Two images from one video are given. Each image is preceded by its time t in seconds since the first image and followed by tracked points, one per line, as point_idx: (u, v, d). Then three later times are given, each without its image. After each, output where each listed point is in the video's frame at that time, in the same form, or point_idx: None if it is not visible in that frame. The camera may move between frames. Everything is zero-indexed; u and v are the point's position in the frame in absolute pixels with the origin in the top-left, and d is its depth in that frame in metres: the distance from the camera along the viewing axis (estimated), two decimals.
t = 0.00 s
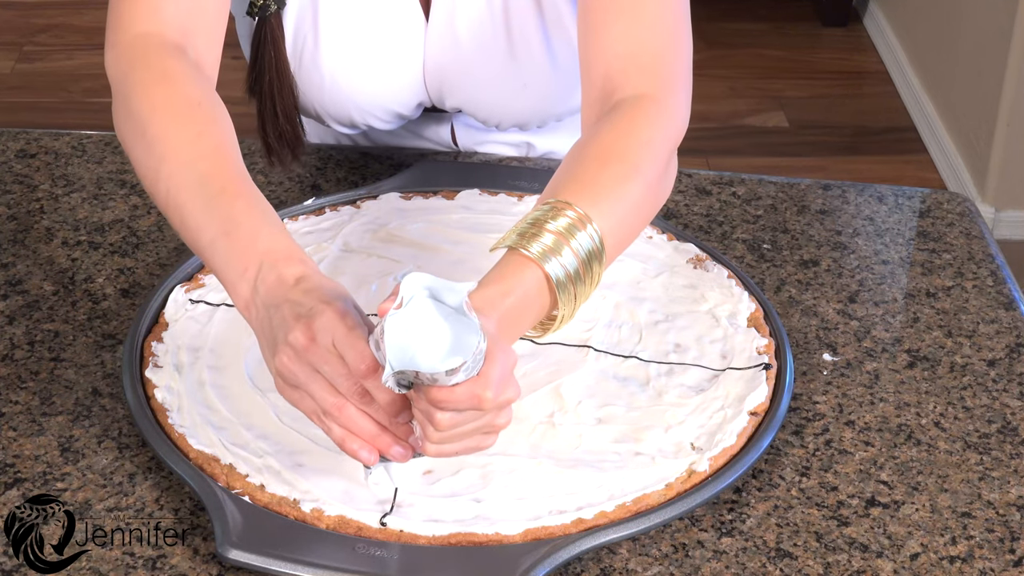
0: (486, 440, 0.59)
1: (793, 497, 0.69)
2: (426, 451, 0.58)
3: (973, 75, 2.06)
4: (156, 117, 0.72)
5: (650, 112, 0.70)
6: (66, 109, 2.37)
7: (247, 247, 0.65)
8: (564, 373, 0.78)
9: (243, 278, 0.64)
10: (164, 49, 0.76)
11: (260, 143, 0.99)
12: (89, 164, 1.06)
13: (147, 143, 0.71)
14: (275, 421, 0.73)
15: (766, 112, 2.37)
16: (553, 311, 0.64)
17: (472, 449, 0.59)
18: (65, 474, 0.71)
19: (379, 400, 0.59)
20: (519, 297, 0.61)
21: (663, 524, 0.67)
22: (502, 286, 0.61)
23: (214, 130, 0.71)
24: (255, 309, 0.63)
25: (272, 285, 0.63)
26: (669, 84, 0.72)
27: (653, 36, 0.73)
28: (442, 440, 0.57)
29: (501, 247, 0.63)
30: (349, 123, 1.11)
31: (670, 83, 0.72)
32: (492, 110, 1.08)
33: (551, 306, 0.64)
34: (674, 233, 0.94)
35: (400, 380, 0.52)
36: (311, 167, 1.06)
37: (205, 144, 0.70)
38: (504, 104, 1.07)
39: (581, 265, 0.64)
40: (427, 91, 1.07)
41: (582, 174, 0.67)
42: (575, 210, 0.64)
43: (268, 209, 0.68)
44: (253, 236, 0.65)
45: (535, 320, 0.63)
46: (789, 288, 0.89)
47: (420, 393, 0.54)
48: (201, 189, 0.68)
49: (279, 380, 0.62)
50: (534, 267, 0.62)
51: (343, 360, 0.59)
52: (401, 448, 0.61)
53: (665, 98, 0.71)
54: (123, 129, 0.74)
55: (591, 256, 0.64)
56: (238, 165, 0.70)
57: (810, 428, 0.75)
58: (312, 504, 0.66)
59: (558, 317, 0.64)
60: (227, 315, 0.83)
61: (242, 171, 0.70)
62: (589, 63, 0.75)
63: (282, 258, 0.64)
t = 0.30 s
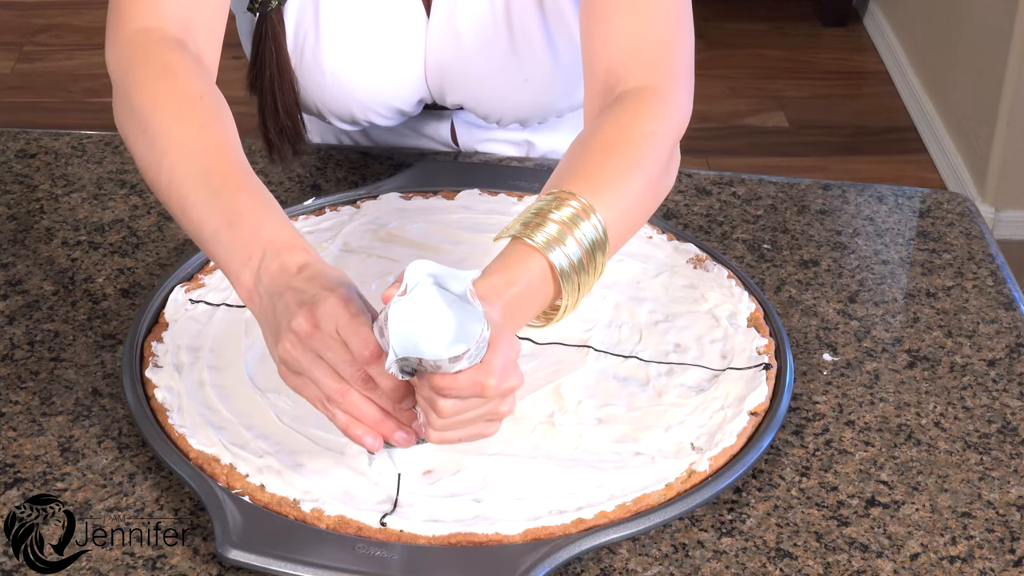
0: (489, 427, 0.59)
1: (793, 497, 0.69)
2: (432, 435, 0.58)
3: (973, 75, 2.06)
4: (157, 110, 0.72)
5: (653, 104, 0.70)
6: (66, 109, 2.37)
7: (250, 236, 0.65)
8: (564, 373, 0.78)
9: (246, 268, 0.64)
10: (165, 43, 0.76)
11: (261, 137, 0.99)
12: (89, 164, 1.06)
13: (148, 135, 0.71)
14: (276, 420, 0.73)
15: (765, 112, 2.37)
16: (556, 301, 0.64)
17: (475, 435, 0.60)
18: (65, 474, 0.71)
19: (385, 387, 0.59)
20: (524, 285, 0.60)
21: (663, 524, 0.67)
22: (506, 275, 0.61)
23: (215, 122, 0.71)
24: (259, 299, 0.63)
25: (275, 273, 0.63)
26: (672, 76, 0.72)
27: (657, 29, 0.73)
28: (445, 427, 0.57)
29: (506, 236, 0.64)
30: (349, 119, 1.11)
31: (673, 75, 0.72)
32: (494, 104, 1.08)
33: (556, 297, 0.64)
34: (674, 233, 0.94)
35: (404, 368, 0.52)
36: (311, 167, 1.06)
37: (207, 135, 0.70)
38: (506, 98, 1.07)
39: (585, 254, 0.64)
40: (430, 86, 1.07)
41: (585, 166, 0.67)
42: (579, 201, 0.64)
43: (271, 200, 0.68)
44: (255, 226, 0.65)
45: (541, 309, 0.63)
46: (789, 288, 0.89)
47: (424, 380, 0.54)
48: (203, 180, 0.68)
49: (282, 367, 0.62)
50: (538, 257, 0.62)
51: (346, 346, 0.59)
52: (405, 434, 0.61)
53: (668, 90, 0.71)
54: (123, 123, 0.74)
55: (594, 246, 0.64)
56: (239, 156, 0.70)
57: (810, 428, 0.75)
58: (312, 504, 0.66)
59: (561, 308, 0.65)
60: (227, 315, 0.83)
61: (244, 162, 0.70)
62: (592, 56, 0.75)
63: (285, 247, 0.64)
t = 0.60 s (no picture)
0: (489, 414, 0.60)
1: (793, 497, 0.69)
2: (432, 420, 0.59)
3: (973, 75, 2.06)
4: (159, 100, 0.72)
5: (656, 95, 0.70)
6: (66, 109, 2.37)
7: (253, 223, 0.65)
8: (563, 373, 0.78)
9: (248, 255, 0.64)
10: (167, 35, 0.76)
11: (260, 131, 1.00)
12: (89, 164, 1.06)
13: (149, 125, 0.71)
14: (276, 420, 0.73)
15: (765, 112, 2.37)
16: (558, 288, 0.64)
17: (477, 421, 0.60)
18: (65, 474, 0.71)
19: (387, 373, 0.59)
20: (527, 271, 0.61)
21: (663, 524, 0.67)
22: (509, 261, 0.61)
23: (216, 112, 0.71)
24: (262, 285, 0.64)
25: (278, 260, 0.63)
26: (675, 68, 0.72)
27: (658, 19, 0.73)
28: (446, 413, 0.58)
29: (509, 224, 0.64)
30: (350, 115, 1.11)
31: (675, 66, 0.72)
32: (497, 101, 1.07)
33: (558, 284, 0.65)
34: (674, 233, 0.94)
35: (405, 354, 0.53)
36: (311, 168, 1.06)
37: (209, 124, 0.70)
38: (509, 93, 1.05)
39: (587, 243, 0.64)
40: (433, 82, 1.06)
41: (588, 155, 0.67)
42: (582, 189, 0.65)
43: (273, 188, 0.68)
44: (258, 213, 0.65)
45: (544, 295, 0.64)
46: (789, 288, 0.89)
47: (425, 366, 0.55)
48: (205, 168, 0.68)
49: (285, 351, 0.62)
50: (541, 245, 0.63)
51: (349, 332, 0.59)
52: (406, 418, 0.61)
53: (669, 81, 0.71)
54: (126, 114, 0.74)
55: (597, 235, 0.65)
56: (240, 146, 0.70)
57: (810, 427, 0.75)
58: (312, 504, 0.66)
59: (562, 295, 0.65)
60: (227, 316, 0.83)
61: (246, 151, 0.70)
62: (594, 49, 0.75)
63: (288, 234, 0.65)
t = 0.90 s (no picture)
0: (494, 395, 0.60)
1: (793, 497, 0.69)
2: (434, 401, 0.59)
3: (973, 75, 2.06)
4: (162, 89, 0.72)
5: (657, 83, 0.70)
6: (66, 109, 2.37)
7: (256, 210, 0.65)
8: (563, 373, 0.78)
9: (252, 242, 0.65)
10: (170, 26, 0.76)
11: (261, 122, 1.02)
12: (89, 164, 1.06)
13: (153, 113, 0.71)
14: (276, 420, 0.73)
15: (765, 112, 2.37)
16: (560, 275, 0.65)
17: (479, 403, 0.60)
18: (65, 474, 0.71)
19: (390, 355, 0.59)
20: (529, 256, 0.61)
21: (663, 524, 0.67)
22: (511, 246, 0.61)
23: (220, 101, 0.71)
24: (266, 271, 0.64)
25: (281, 246, 0.63)
26: (676, 57, 0.73)
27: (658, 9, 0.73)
28: (447, 395, 0.58)
29: (511, 209, 0.64)
30: (353, 108, 1.11)
31: (676, 55, 0.73)
32: (498, 91, 1.06)
33: (560, 270, 0.65)
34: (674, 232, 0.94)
35: (406, 337, 0.53)
36: (311, 168, 1.06)
37: (213, 113, 0.70)
38: (513, 84, 1.05)
39: (589, 228, 0.64)
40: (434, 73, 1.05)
41: (589, 142, 0.68)
42: (584, 174, 0.65)
43: (277, 175, 0.68)
44: (261, 200, 0.66)
45: (545, 281, 0.64)
46: (789, 287, 0.89)
47: (426, 348, 0.55)
48: (209, 156, 0.68)
49: (287, 335, 0.62)
50: (543, 230, 0.63)
51: (351, 315, 0.59)
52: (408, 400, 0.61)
53: (669, 69, 0.72)
54: (129, 103, 0.74)
55: (598, 221, 0.65)
56: (243, 134, 0.71)
57: (810, 428, 0.75)
58: (312, 504, 0.66)
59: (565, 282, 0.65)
60: (226, 316, 0.83)
61: (249, 140, 0.70)
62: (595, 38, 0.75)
63: (290, 220, 0.65)
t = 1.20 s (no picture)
0: (494, 380, 0.61)
1: (793, 497, 0.69)
2: (436, 384, 0.60)
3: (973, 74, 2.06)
4: (164, 80, 0.72)
5: (657, 70, 0.71)
6: (66, 109, 2.37)
7: (258, 198, 0.66)
8: (562, 374, 0.78)
9: (254, 228, 0.65)
10: (171, 17, 0.77)
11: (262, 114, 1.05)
12: (89, 164, 1.06)
13: (155, 104, 0.72)
14: (276, 419, 0.73)
15: (765, 112, 2.37)
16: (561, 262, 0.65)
17: (479, 387, 0.61)
18: (65, 474, 0.71)
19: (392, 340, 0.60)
20: (529, 242, 0.62)
21: (663, 524, 0.67)
22: (512, 233, 0.62)
23: (221, 91, 0.72)
24: (268, 258, 0.64)
25: (283, 233, 0.64)
26: (676, 43, 0.73)
27: None
28: (449, 378, 0.59)
29: (511, 196, 0.65)
30: (353, 101, 1.10)
31: (676, 42, 0.73)
32: (498, 87, 1.06)
33: (560, 256, 0.65)
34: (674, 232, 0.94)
35: (406, 321, 0.54)
36: (311, 168, 1.06)
37: (214, 103, 0.71)
38: (513, 79, 1.04)
39: (590, 215, 0.65)
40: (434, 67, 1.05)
41: (589, 130, 0.68)
42: (585, 162, 0.65)
43: (279, 163, 0.69)
44: (264, 187, 0.66)
45: (545, 267, 0.65)
46: (789, 288, 0.89)
47: (426, 332, 0.56)
48: (211, 145, 0.69)
49: (290, 320, 0.62)
50: (543, 217, 0.63)
51: (353, 300, 0.60)
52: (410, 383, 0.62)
53: (670, 58, 0.72)
54: (131, 94, 0.75)
55: (598, 208, 0.65)
56: (244, 123, 0.71)
57: (810, 427, 0.75)
58: (312, 504, 0.66)
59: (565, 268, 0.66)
60: (226, 316, 0.83)
61: (251, 129, 0.70)
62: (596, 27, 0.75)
63: (293, 207, 0.65)
